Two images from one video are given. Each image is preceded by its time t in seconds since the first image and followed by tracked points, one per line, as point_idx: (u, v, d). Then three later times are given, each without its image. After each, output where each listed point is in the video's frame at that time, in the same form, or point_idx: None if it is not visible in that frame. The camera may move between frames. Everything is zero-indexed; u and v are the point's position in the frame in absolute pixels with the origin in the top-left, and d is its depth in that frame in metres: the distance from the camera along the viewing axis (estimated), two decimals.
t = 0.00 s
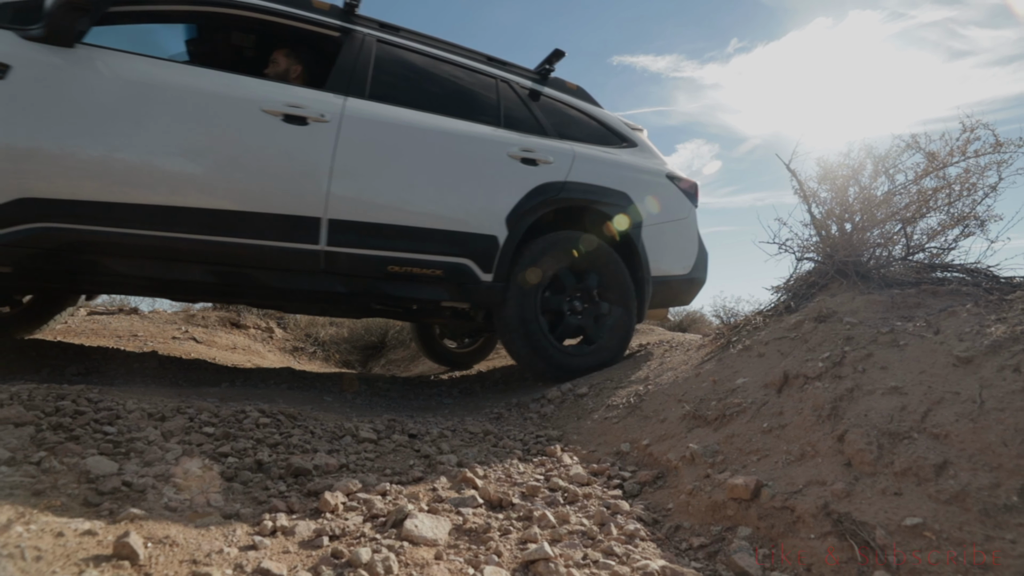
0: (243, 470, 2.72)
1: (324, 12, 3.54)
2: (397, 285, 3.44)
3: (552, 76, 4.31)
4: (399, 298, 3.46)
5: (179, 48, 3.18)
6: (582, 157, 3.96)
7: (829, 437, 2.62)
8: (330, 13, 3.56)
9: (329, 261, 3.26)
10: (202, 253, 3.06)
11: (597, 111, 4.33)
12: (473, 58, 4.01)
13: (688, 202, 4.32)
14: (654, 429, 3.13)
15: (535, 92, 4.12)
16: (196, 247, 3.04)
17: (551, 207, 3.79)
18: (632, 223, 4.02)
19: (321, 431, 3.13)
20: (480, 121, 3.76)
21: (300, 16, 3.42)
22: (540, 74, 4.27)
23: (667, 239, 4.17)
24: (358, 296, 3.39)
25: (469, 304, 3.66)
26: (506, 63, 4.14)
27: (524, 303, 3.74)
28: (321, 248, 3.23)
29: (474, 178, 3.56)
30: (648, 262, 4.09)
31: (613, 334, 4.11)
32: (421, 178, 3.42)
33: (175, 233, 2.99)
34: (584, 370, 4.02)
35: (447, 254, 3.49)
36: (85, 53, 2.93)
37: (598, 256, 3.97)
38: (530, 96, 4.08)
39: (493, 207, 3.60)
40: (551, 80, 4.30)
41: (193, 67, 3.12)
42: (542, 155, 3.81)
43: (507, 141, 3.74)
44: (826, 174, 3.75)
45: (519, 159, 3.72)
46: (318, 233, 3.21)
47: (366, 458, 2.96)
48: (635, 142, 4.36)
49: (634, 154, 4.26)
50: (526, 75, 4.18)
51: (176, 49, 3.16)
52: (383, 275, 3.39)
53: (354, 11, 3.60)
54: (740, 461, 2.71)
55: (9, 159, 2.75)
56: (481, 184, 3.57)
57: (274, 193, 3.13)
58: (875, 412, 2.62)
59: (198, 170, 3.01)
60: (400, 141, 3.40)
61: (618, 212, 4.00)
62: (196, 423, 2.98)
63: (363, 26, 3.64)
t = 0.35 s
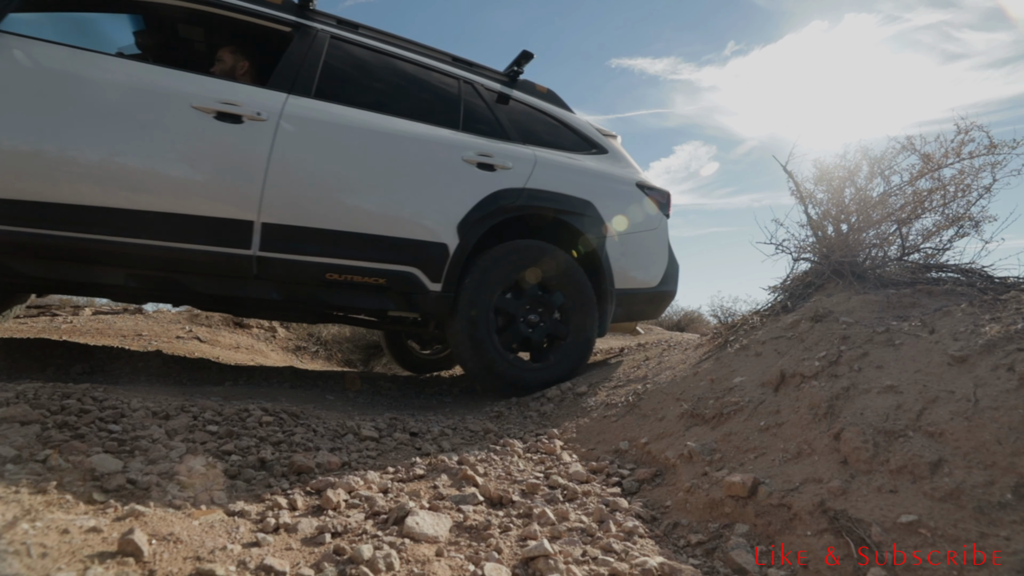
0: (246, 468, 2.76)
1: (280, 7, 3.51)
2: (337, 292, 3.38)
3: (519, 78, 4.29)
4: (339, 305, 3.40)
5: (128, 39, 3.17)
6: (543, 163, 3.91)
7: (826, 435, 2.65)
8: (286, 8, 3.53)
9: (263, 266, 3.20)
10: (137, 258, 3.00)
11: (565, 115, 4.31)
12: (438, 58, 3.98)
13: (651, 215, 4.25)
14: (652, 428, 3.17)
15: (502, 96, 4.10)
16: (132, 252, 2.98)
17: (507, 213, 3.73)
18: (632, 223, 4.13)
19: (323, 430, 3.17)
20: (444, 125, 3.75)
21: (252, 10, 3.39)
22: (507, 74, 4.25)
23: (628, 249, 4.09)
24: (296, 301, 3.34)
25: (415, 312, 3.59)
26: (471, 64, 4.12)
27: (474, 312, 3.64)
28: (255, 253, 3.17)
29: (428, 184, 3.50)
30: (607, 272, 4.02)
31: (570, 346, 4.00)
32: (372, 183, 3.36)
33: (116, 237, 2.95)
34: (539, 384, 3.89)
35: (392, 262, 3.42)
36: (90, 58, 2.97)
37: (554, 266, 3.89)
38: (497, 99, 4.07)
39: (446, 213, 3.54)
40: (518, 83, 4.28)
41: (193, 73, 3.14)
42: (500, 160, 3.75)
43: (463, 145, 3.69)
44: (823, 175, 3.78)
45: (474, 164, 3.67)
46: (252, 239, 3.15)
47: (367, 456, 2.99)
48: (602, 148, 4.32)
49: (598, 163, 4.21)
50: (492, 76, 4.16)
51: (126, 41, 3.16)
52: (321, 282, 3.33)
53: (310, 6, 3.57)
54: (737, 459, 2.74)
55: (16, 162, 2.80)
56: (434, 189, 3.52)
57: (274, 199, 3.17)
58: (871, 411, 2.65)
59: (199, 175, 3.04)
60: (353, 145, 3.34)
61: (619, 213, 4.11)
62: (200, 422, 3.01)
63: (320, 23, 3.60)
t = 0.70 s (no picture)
0: (246, 468, 2.76)
1: None
2: (273, 291, 3.20)
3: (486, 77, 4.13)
4: (276, 305, 3.22)
5: (78, 29, 2.97)
6: (503, 164, 3.72)
7: (826, 435, 2.65)
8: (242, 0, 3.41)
9: (193, 262, 3.02)
10: (91, 255, 2.88)
11: (533, 116, 4.14)
12: (398, 54, 3.82)
13: (621, 220, 4.05)
14: (653, 428, 3.17)
15: (470, 97, 3.95)
16: (86, 249, 2.86)
17: (459, 215, 3.54)
18: (630, 226, 4.08)
19: (323, 429, 3.17)
20: (403, 124, 3.58)
21: None
22: (474, 74, 4.09)
23: (593, 255, 3.90)
24: (228, 300, 3.15)
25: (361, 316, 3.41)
26: (433, 61, 3.96)
27: (420, 326, 3.46)
28: (184, 249, 2.99)
29: (378, 183, 3.33)
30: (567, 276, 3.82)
31: (534, 346, 3.82)
32: (315, 181, 3.18)
33: (75, 233, 2.83)
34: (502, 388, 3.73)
35: (334, 261, 3.25)
36: (84, 56, 2.89)
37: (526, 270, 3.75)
38: (463, 100, 3.91)
39: (395, 215, 3.35)
40: (483, 82, 4.11)
41: (184, 74, 3.06)
42: (455, 159, 3.56)
43: (416, 143, 3.50)
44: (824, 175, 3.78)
45: (428, 162, 3.48)
46: (180, 232, 2.97)
47: (367, 455, 3.00)
48: (571, 151, 4.14)
49: (566, 166, 4.02)
50: (458, 76, 3.99)
51: (76, 31, 2.95)
52: (255, 281, 3.14)
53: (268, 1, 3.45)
54: (737, 459, 2.74)
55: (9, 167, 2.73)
56: (383, 190, 3.33)
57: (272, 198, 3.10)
58: (871, 411, 2.66)
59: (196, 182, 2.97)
60: (293, 141, 3.16)
61: (617, 215, 4.06)
62: (199, 422, 3.02)
63: (276, 16, 3.46)
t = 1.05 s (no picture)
0: (247, 468, 2.76)
1: None
2: (207, 281, 3.07)
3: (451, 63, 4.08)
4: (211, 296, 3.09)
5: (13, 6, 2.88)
6: (461, 152, 3.59)
7: (826, 435, 2.65)
8: None
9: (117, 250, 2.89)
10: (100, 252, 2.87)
11: (500, 104, 4.06)
12: (358, 38, 3.78)
13: (587, 209, 3.92)
14: (652, 428, 3.17)
15: (434, 83, 3.86)
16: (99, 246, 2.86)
17: (409, 204, 3.38)
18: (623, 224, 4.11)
19: (323, 430, 3.17)
20: (356, 107, 3.47)
21: None
22: (439, 59, 4.04)
23: (559, 247, 3.79)
24: (158, 291, 3.03)
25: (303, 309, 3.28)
26: (394, 46, 3.92)
27: (367, 329, 3.33)
28: (105, 236, 2.86)
29: (333, 169, 3.22)
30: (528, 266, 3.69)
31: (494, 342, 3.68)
32: (258, 167, 3.07)
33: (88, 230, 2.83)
34: (474, 384, 3.65)
35: (273, 251, 3.12)
36: (87, 51, 2.90)
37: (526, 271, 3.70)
38: (429, 84, 3.83)
39: (341, 203, 3.22)
40: (448, 67, 4.05)
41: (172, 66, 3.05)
42: (408, 145, 3.43)
43: (367, 128, 3.37)
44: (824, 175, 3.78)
45: (379, 148, 3.35)
46: (100, 218, 2.84)
47: (367, 455, 3.00)
48: (539, 139, 4.05)
49: (531, 154, 3.91)
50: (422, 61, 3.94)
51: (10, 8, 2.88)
52: (185, 271, 3.02)
53: None
54: (737, 459, 2.74)
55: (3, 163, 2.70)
56: (330, 175, 3.21)
57: (258, 190, 3.06)
58: (870, 411, 2.66)
59: (206, 182, 2.97)
60: (246, 126, 3.07)
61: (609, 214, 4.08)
62: (199, 422, 3.02)
63: None
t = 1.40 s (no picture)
0: (246, 468, 2.75)
1: None
2: (167, 276, 3.05)
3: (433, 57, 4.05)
4: (171, 291, 3.07)
5: None
6: (438, 146, 3.56)
7: (826, 435, 2.65)
8: None
9: (74, 244, 2.88)
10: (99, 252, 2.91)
11: (482, 98, 4.03)
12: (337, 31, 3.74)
13: (573, 204, 3.90)
14: (652, 427, 3.17)
15: (416, 77, 3.84)
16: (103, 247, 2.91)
17: (383, 199, 3.35)
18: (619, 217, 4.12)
19: (323, 430, 3.17)
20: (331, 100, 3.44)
21: None
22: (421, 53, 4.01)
23: (554, 247, 3.79)
24: (114, 284, 3.00)
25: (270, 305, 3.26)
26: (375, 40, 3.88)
27: (338, 332, 3.32)
28: (62, 229, 2.84)
29: (317, 164, 3.21)
30: (504, 258, 3.65)
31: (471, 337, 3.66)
32: (231, 162, 3.06)
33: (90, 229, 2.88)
34: (454, 380, 3.62)
35: (237, 246, 3.10)
36: (85, 49, 2.95)
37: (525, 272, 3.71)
38: (409, 79, 3.81)
39: (316, 197, 3.20)
40: (430, 61, 4.02)
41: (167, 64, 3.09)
42: (383, 139, 3.40)
43: (342, 121, 3.35)
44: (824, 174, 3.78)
45: (352, 141, 3.32)
46: (59, 210, 2.82)
47: (367, 455, 3.00)
48: (521, 134, 4.02)
49: (513, 150, 3.89)
50: (403, 56, 3.92)
51: None
52: (145, 266, 3.00)
53: None
54: (737, 459, 2.75)
55: (8, 162, 2.75)
56: (304, 170, 3.19)
57: (256, 188, 3.10)
58: (870, 411, 2.66)
59: (220, 186, 3.04)
60: (239, 124, 3.10)
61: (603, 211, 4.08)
62: (199, 422, 3.02)
63: None
